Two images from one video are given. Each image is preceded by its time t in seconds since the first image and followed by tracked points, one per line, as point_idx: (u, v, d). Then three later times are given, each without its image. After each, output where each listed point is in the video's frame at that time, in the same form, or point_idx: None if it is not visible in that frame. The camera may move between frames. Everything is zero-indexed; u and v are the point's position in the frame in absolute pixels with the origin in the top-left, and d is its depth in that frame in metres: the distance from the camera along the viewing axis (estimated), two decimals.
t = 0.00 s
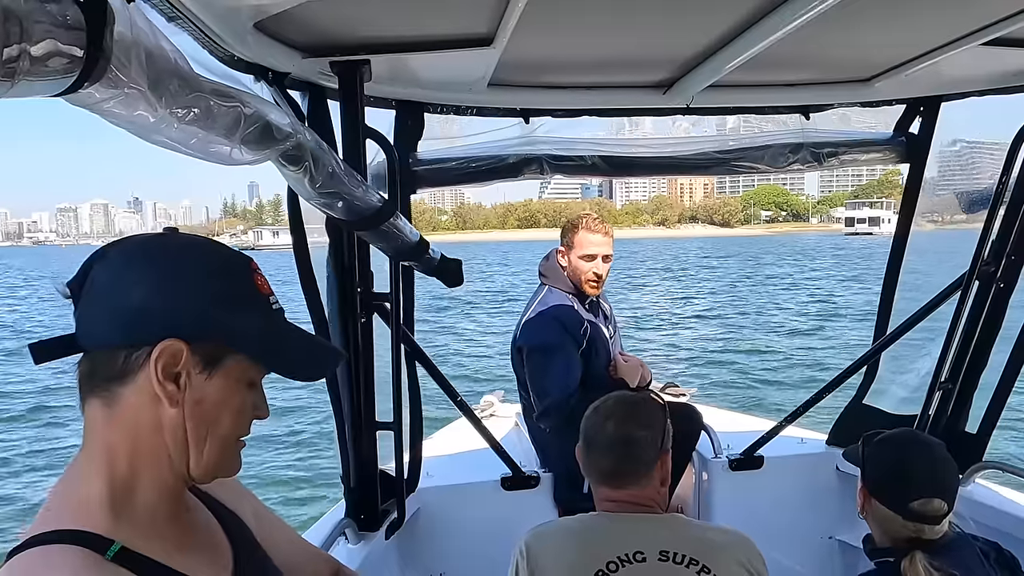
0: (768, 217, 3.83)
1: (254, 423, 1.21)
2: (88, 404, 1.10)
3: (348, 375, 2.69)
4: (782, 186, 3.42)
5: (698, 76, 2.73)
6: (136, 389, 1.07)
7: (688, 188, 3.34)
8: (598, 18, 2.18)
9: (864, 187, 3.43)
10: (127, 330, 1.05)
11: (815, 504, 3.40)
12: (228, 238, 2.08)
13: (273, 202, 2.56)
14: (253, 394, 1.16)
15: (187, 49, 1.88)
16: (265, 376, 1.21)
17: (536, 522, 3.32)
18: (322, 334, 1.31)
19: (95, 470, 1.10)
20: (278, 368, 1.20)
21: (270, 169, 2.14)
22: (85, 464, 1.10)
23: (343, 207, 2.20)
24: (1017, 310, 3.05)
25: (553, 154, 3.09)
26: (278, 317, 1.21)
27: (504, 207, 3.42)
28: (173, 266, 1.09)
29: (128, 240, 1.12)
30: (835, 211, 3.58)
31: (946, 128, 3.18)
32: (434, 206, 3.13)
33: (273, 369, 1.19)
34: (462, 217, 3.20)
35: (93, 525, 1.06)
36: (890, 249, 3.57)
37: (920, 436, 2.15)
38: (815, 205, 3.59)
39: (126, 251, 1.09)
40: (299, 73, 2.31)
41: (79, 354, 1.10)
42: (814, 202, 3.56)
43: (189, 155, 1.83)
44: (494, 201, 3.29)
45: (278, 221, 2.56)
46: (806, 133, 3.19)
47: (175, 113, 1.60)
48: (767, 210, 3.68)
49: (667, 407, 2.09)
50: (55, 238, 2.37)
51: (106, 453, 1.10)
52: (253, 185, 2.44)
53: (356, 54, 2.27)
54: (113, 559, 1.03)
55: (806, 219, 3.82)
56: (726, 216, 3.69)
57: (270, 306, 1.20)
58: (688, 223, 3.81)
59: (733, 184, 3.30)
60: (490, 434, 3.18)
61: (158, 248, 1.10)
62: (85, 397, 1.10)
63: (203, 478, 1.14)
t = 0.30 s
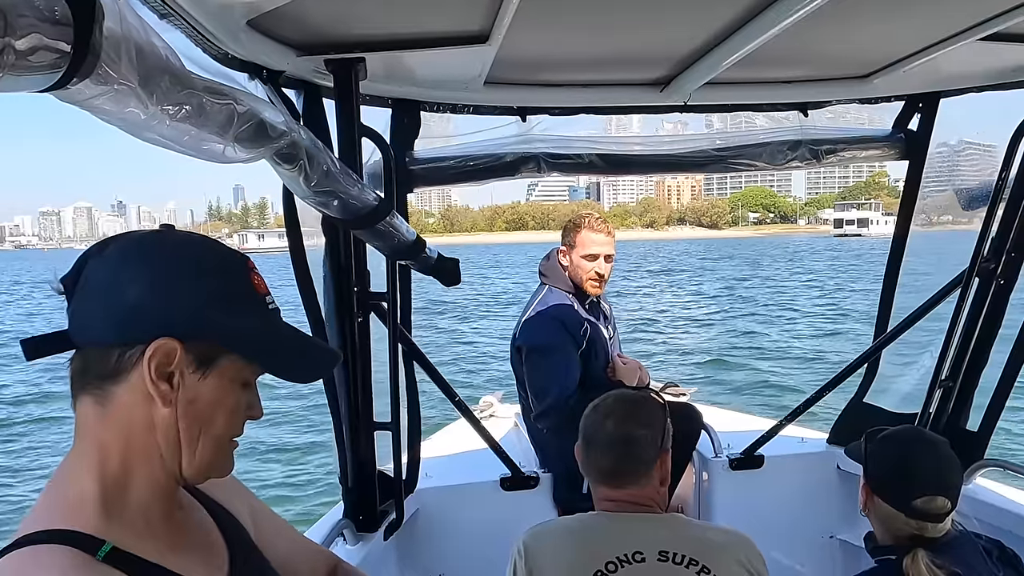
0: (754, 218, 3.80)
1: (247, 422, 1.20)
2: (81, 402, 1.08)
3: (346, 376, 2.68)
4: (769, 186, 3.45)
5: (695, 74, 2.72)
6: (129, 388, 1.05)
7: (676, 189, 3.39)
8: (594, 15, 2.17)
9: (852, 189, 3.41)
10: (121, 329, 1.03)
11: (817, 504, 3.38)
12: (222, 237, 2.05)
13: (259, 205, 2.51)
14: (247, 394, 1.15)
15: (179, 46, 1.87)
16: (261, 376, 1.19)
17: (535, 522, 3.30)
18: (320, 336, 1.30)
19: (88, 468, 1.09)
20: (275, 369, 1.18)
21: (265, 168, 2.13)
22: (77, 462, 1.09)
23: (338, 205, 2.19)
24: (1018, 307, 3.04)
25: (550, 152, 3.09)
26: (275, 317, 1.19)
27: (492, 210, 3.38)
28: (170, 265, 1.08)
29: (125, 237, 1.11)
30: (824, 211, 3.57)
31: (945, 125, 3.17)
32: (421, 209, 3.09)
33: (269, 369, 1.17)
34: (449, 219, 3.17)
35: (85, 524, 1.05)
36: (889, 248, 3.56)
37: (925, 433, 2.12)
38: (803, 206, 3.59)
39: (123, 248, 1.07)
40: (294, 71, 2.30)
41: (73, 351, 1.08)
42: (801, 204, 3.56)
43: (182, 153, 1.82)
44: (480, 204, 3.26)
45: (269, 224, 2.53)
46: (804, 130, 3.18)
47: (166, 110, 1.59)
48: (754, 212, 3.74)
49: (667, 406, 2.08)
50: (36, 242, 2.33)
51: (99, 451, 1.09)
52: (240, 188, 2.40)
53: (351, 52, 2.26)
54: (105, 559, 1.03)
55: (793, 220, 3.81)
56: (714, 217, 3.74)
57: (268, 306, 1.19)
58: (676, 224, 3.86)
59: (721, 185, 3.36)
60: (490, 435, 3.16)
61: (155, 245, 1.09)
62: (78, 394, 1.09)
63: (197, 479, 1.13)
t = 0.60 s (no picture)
0: (743, 220, 3.81)
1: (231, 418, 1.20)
2: (60, 401, 1.08)
3: (346, 376, 2.67)
4: (757, 189, 3.50)
5: (695, 72, 2.72)
6: (107, 387, 1.05)
7: (664, 191, 3.44)
8: (594, 13, 2.17)
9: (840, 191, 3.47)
10: (98, 327, 1.02)
11: (818, 503, 3.38)
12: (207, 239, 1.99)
13: (245, 207, 2.44)
14: (228, 390, 1.15)
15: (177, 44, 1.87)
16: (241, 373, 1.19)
17: (536, 522, 3.29)
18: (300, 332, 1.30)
19: (70, 467, 1.08)
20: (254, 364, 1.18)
21: (265, 167, 2.12)
22: (59, 461, 1.09)
23: (337, 204, 2.19)
24: (1019, 305, 3.03)
25: (549, 150, 3.10)
26: (254, 313, 1.19)
27: (481, 212, 3.34)
28: (147, 263, 1.07)
29: (100, 235, 1.10)
30: (812, 212, 3.66)
31: (946, 122, 3.16)
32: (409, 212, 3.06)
33: (248, 364, 1.17)
34: (438, 222, 3.11)
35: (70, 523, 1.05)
36: (890, 245, 3.55)
37: (925, 432, 2.11)
38: (791, 207, 3.65)
39: (99, 247, 1.07)
40: (293, 70, 2.29)
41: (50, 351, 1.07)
42: (789, 205, 3.62)
43: (180, 151, 1.82)
44: (468, 204, 3.22)
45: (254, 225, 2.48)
46: (803, 128, 3.17)
47: (165, 108, 1.59)
48: (743, 214, 3.71)
49: (667, 405, 2.07)
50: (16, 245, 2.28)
51: (79, 450, 1.08)
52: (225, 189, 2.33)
53: (351, 50, 2.26)
54: (93, 555, 1.03)
55: (781, 222, 3.85)
56: (702, 218, 3.74)
57: (247, 302, 1.19)
58: (664, 226, 3.87)
59: (708, 186, 3.40)
60: (490, 434, 3.16)
61: (132, 244, 1.08)
62: (55, 394, 1.08)
63: (179, 475, 1.13)
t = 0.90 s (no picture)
0: (732, 221, 3.69)
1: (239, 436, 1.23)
2: (78, 409, 1.10)
3: (348, 380, 2.70)
4: (745, 188, 3.39)
5: (693, 77, 2.74)
6: (125, 399, 1.07)
7: (653, 191, 3.40)
8: (593, 21, 2.20)
9: (827, 190, 3.54)
10: (123, 339, 1.06)
11: (817, 504, 3.40)
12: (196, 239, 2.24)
13: (230, 210, 2.47)
14: (238, 410, 1.17)
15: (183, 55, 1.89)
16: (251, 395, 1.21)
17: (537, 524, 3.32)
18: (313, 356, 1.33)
19: (83, 469, 1.11)
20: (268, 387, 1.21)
21: (269, 174, 2.15)
22: (72, 463, 1.11)
23: (339, 211, 2.22)
24: (1015, 307, 3.05)
25: (549, 156, 3.12)
26: (271, 335, 1.22)
27: (470, 213, 3.31)
28: (171, 280, 1.11)
29: (128, 250, 1.14)
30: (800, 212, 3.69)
31: (941, 127, 3.19)
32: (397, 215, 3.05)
33: (260, 387, 1.20)
34: (427, 222, 3.12)
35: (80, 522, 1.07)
36: (888, 245, 3.56)
37: (922, 434, 2.14)
38: (779, 207, 3.60)
39: (126, 262, 1.11)
40: (296, 78, 2.32)
41: (70, 358, 1.10)
42: (777, 204, 3.56)
43: (186, 161, 1.84)
44: (457, 205, 3.22)
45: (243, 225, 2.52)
46: (801, 132, 3.19)
47: (172, 120, 1.62)
48: (733, 215, 3.63)
49: (668, 407, 2.10)
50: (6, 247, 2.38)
51: (93, 455, 1.11)
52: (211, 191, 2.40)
53: (352, 59, 2.28)
54: (105, 550, 1.05)
55: (770, 221, 3.82)
56: (693, 219, 3.73)
57: (264, 324, 1.22)
58: (654, 226, 3.88)
59: (696, 184, 3.31)
60: (490, 437, 3.18)
61: (158, 261, 1.12)
62: (73, 399, 1.11)
63: (188, 488, 1.15)
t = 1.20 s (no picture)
0: (724, 220, 3.63)
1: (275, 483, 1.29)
2: (134, 414, 1.19)
3: (348, 383, 2.72)
4: (737, 187, 3.33)
5: (689, 81, 2.76)
6: (175, 423, 1.15)
7: (644, 191, 3.39)
8: (590, 27, 2.21)
9: (818, 189, 3.53)
10: (194, 374, 1.13)
11: (815, 505, 3.42)
12: (182, 241, 2.61)
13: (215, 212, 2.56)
14: (278, 461, 1.23)
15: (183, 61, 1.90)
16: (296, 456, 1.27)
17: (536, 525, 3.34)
18: (365, 434, 1.36)
19: (123, 464, 1.18)
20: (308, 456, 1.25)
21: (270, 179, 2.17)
22: (115, 455, 1.19)
23: (339, 215, 2.23)
24: (1011, 309, 3.07)
25: (547, 159, 3.12)
26: (330, 406, 1.27)
27: (459, 212, 3.27)
28: (259, 328, 1.18)
29: (235, 285, 1.21)
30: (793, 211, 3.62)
31: (936, 130, 3.20)
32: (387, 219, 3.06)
33: (308, 452, 1.24)
34: (416, 222, 3.13)
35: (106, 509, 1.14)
36: (885, 245, 3.57)
37: (920, 436, 2.15)
38: (771, 206, 3.51)
39: (226, 300, 1.18)
40: (296, 84, 2.34)
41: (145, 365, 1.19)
42: (769, 204, 3.48)
43: (188, 167, 1.86)
44: (447, 206, 3.20)
45: (230, 226, 2.58)
46: (797, 136, 3.21)
47: (174, 127, 1.63)
48: (723, 215, 3.58)
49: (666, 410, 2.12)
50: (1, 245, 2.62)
51: (136, 461, 1.19)
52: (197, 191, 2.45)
53: (351, 65, 2.30)
54: (123, 531, 1.13)
55: (761, 221, 3.70)
56: (683, 219, 3.67)
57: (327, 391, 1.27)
58: (645, 224, 3.80)
59: (687, 187, 3.34)
60: (489, 439, 3.19)
61: (255, 307, 1.19)
62: (134, 405, 1.20)
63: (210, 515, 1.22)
